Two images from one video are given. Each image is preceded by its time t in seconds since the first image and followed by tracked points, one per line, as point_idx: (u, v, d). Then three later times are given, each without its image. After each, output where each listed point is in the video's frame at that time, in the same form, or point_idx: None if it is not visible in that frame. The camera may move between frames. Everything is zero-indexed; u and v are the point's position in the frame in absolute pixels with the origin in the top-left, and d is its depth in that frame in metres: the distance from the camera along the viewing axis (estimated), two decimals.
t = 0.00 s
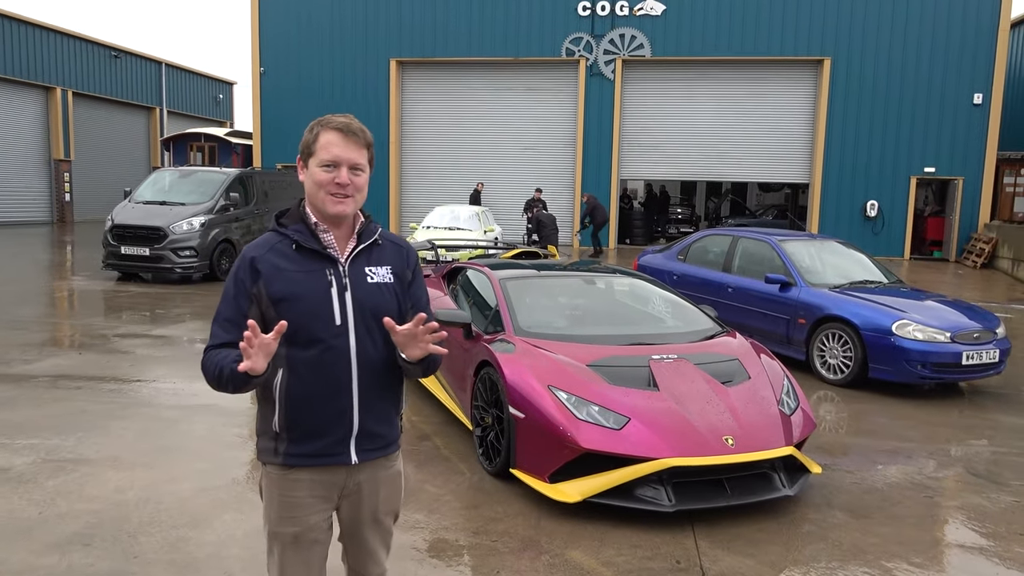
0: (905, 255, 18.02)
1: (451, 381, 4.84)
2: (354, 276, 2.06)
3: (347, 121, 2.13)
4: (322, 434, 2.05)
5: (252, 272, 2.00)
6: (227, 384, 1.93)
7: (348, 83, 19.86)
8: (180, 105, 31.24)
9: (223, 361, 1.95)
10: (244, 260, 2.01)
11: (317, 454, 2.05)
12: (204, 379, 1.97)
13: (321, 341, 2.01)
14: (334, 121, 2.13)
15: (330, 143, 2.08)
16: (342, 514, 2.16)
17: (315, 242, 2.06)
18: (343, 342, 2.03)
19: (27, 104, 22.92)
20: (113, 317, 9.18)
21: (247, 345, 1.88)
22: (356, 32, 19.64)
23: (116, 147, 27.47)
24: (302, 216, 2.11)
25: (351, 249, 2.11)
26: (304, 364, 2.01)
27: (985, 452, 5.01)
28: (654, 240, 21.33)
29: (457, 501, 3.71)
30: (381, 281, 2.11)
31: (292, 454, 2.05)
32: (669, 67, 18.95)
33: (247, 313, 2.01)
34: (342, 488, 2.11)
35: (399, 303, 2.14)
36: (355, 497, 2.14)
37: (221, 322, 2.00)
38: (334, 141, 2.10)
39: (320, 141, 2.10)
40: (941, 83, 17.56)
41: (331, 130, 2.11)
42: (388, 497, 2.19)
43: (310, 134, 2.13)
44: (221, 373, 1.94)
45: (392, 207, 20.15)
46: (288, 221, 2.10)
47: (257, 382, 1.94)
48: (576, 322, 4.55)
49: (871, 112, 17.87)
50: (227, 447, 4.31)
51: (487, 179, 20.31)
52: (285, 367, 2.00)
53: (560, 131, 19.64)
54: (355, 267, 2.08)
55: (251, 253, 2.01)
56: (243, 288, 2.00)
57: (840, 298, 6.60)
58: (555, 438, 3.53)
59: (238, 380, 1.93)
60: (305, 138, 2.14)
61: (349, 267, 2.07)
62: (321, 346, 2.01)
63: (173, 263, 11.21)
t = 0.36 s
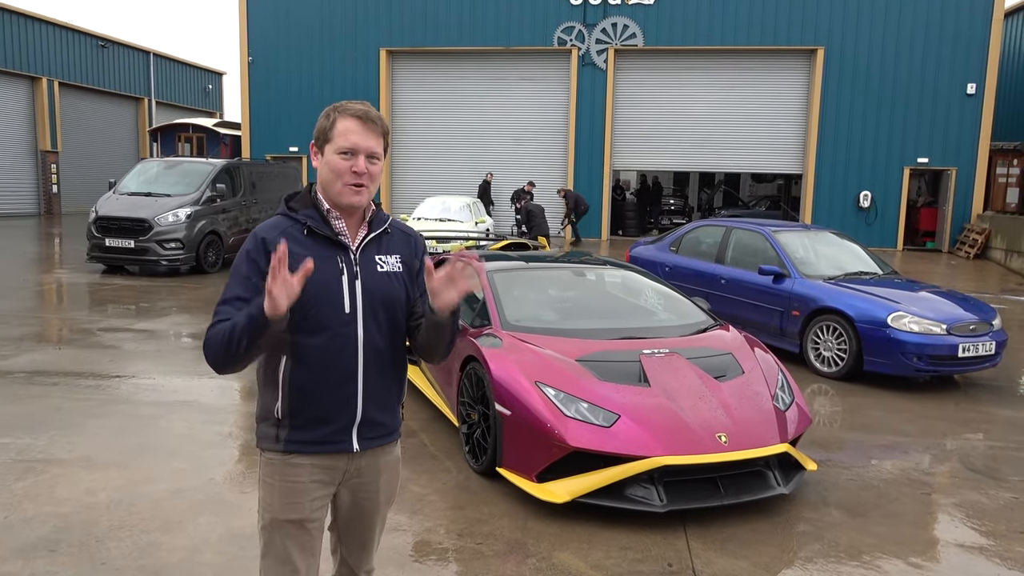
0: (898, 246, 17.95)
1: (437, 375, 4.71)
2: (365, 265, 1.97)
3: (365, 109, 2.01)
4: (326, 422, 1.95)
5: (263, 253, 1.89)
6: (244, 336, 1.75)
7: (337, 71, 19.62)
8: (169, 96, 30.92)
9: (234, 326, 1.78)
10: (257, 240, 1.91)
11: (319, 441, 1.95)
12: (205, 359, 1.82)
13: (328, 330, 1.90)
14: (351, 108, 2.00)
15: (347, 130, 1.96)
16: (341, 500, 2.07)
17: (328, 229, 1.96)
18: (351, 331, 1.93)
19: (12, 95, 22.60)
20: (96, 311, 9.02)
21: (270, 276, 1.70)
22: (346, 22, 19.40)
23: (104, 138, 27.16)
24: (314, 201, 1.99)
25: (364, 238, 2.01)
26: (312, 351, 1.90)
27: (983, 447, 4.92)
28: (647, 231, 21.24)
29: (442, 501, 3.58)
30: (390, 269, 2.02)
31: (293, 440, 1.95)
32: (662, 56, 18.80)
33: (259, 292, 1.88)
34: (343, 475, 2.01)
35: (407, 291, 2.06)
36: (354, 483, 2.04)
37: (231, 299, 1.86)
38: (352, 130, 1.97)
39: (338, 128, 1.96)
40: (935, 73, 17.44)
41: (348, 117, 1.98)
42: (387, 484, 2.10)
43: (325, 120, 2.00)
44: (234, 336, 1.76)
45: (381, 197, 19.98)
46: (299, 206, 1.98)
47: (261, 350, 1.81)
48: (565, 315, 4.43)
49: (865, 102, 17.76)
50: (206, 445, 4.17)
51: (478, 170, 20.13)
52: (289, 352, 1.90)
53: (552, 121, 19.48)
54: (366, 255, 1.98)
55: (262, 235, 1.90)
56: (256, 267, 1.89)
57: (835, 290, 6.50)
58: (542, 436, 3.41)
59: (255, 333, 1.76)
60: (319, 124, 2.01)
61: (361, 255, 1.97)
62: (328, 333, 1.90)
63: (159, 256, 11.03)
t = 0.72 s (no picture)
0: (899, 240, 17.83)
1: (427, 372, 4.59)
2: (348, 270, 1.81)
3: (351, 95, 1.83)
4: (305, 440, 1.79)
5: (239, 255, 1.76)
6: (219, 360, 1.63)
7: (335, 62, 19.45)
8: (166, 87, 30.73)
9: (205, 336, 1.66)
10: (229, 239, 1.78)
11: (297, 460, 1.79)
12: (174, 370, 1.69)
13: (304, 340, 1.75)
14: (337, 94, 1.82)
15: (331, 121, 1.79)
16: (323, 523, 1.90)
17: (307, 231, 1.80)
18: (331, 343, 1.77)
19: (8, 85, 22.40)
20: (86, 303, 8.88)
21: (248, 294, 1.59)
22: (343, 12, 19.23)
23: (101, 129, 26.98)
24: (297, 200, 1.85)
25: (349, 241, 1.85)
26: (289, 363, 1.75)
27: (986, 447, 4.81)
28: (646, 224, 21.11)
29: (429, 504, 3.47)
30: (376, 276, 1.86)
31: (267, 457, 1.78)
32: (662, 48, 18.64)
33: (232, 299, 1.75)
34: (322, 495, 1.85)
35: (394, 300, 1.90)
36: (336, 504, 1.89)
37: (202, 305, 1.72)
38: (336, 120, 1.79)
39: (322, 119, 1.79)
40: (937, 65, 17.27)
41: (333, 105, 1.81)
42: (369, 502, 1.95)
43: (309, 108, 1.83)
44: (205, 349, 1.64)
45: (379, 189, 19.80)
46: (280, 203, 1.83)
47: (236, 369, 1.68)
48: (558, 311, 4.31)
49: (867, 95, 17.58)
50: (189, 444, 4.07)
51: (477, 162, 19.99)
52: (264, 363, 1.75)
53: (551, 113, 19.32)
54: (350, 260, 1.83)
55: (234, 233, 1.77)
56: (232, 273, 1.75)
57: (835, 286, 6.38)
58: (531, 438, 3.30)
59: (230, 355, 1.64)
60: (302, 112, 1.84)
61: (344, 260, 1.82)
62: (305, 343, 1.75)
63: (151, 248, 10.89)
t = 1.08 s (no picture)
0: (903, 238, 17.71)
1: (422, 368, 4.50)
2: (324, 297, 1.60)
3: (315, 83, 1.61)
4: (290, 503, 1.60)
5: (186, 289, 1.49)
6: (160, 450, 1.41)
7: (338, 52, 19.31)
8: (169, 77, 30.64)
9: (142, 412, 1.42)
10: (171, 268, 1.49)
11: (275, 528, 1.60)
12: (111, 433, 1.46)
13: (275, 382, 1.54)
14: (298, 85, 1.60)
15: (294, 118, 1.57)
16: None
17: (266, 252, 1.56)
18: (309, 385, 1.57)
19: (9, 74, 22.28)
20: (82, 295, 8.80)
21: (184, 391, 1.37)
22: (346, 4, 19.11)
23: (103, 120, 26.91)
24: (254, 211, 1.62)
25: (323, 260, 1.64)
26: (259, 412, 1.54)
27: (991, 449, 4.72)
28: (649, 219, 21.02)
29: (421, 505, 3.40)
30: (357, 300, 1.64)
31: (239, 525, 1.58)
32: (666, 42, 18.49)
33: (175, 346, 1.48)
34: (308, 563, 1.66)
35: (378, 327, 1.69)
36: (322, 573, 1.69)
37: (138, 356, 1.46)
38: (299, 117, 1.58)
39: (283, 115, 1.58)
40: (944, 61, 17.10)
41: (293, 99, 1.59)
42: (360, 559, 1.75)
43: (265, 101, 1.60)
44: (141, 433, 1.41)
45: (381, 182, 19.67)
46: (233, 218, 1.59)
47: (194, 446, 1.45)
48: (556, 308, 4.23)
49: (873, 92, 17.42)
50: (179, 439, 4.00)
51: (479, 155, 19.90)
52: (230, 416, 1.54)
53: (553, 107, 19.19)
54: (325, 284, 1.61)
55: (178, 260, 1.49)
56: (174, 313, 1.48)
57: (838, 284, 6.29)
58: (526, 437, 3.22)
59: (167, 441, 1.41)
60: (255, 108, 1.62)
61: (318, 285, 1.60)
62: (278, 389, 1.54)
63: (150, 239, 10.82)
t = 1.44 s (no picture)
0: (913, 232, 17.53)
1: (424, 366, 4.44)
2: (334, 303, 1.34)
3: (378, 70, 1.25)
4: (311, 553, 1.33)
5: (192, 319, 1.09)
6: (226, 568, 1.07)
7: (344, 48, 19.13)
8: (174, 72, 30.63)
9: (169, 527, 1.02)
10: (163, 296, 1.07)
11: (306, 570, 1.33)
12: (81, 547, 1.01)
13: (293, 416, 1.21)
14: (367, 73, 1.23)
15: (368, 121, 1.23)
16: None
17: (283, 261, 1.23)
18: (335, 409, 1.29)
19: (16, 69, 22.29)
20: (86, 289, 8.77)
21: None
22: None
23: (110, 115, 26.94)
24: (250, 210, 1.23)
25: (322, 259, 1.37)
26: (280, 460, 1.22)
27: (1005, 449, 4.62)
28: (655, 214, 20.92)
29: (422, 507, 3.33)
30: (353, 300, 1.43)
31: None
32: (674, 35, 18.34)
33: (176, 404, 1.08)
34: None
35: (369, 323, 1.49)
36: None
37: (119, 427, 1.03)
38: (370, 118, 1.24)
39: (358, 115, 1.21)
40: (955, 54, 16.88)
41: (361, 91, 1.21)
42: None
43: (321, 82, 1.17)
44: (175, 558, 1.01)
45: (386, 177, 19.62)
46: (221, 220, 1.19)
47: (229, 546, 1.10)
48: (560, 306, 4.15)
49: (883, 85, 17.22)
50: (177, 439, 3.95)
51: (485, 150, 19.81)
52: (236, 466, 1.19)
53: (560, 101, 19.08)
54: (329, 285, 1.36)
55: (178, 290, 1.08)
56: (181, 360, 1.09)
57: (848, 280, 6.20)
58: (528, 438, 3.15)
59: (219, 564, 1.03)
60: (292, 80, 1.16)
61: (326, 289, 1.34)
62: (305, 424, 1.23)
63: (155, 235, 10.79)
